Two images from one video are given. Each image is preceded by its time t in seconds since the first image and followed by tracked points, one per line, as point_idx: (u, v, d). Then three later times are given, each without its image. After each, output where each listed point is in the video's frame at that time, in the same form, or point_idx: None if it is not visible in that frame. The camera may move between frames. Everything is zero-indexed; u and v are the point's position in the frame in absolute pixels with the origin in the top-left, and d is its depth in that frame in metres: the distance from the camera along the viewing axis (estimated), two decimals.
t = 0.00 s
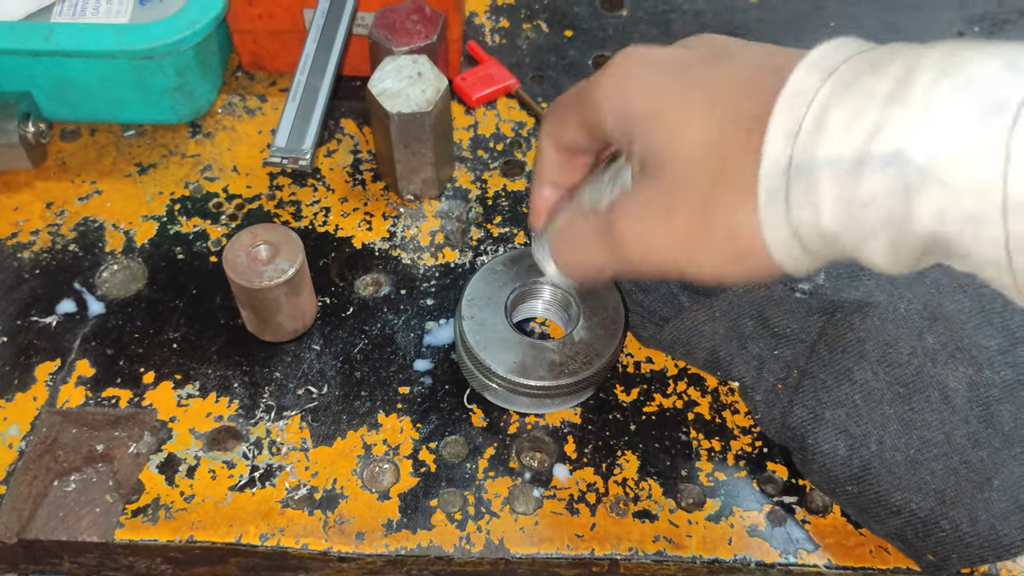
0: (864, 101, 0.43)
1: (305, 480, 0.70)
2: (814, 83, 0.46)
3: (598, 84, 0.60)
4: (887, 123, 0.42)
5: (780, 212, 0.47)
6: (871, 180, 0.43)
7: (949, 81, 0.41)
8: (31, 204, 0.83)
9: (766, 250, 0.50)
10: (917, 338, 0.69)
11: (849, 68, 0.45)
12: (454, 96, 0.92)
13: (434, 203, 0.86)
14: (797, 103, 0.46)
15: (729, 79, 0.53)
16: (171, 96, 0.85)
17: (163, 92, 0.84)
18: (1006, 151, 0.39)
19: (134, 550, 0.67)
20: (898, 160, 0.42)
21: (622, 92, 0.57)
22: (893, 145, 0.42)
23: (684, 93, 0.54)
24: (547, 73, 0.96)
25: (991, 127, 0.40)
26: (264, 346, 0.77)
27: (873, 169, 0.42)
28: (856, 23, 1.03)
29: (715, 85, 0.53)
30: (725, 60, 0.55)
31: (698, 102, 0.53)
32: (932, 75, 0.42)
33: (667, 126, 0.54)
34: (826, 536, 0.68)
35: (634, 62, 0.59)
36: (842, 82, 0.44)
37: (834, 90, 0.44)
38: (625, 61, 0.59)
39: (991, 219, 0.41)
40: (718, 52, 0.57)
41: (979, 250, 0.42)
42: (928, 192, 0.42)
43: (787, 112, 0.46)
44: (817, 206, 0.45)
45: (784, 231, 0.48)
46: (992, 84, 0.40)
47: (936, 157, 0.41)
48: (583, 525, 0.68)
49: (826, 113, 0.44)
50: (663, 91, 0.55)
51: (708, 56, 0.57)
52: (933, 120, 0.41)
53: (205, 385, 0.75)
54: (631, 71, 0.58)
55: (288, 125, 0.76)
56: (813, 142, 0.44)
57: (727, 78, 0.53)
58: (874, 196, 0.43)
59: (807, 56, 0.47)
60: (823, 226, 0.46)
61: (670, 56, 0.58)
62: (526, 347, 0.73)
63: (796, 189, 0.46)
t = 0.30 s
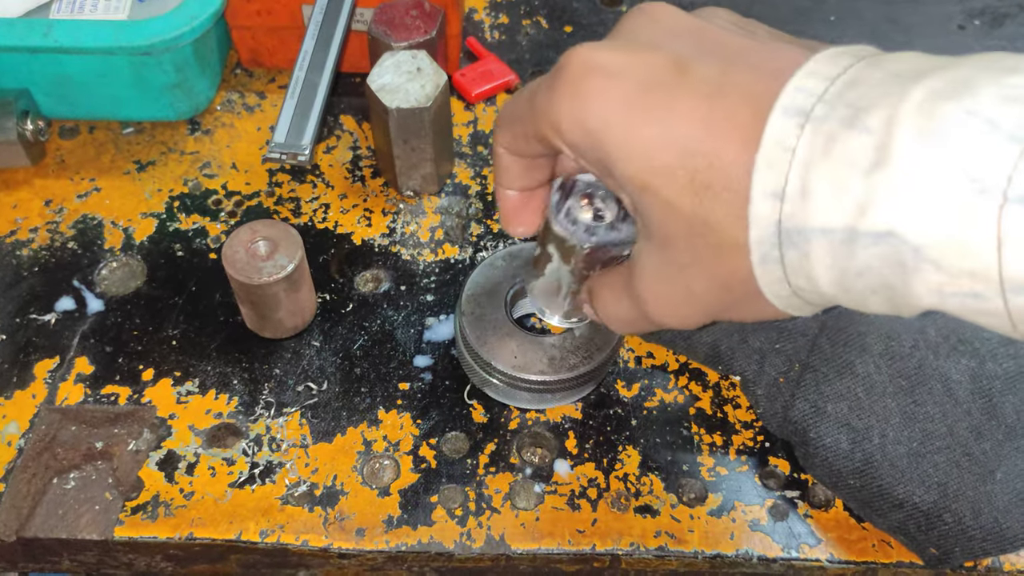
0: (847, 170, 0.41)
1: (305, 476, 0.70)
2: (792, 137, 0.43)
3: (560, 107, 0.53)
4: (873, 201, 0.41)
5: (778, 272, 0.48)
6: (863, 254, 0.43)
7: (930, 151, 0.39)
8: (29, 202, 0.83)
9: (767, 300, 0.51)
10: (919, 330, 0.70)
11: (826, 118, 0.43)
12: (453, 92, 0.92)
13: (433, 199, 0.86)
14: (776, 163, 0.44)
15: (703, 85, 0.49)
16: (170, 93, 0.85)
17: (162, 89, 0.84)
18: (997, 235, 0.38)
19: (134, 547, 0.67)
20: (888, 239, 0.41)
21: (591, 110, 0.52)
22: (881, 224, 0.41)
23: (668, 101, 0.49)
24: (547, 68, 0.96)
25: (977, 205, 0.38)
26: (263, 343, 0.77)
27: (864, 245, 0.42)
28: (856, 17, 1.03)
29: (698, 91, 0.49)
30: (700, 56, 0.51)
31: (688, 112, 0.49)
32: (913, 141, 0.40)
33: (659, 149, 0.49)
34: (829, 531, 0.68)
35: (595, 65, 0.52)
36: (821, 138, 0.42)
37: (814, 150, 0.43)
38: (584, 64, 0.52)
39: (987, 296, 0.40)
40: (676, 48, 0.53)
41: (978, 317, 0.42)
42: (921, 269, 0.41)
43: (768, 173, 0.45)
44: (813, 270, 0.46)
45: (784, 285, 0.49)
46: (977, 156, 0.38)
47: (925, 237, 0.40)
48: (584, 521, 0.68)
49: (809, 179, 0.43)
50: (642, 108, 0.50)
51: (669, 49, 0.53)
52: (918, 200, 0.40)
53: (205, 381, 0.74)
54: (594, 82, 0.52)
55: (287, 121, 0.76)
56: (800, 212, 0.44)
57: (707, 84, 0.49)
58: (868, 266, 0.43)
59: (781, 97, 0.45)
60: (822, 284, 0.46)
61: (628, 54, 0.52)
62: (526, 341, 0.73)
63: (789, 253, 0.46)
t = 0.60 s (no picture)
0: (814, 165, 0.41)
1: (315, 479, 0.70)
2: (757, 134, 0.43)
3: (525, 117, 0.54)
4: (839, 195, 0.40)
5: (751, 270, 0.47)
6: (833, 249, 0.42)
7: (894, 143, 0.38)
8: (39, 204, 0.83)
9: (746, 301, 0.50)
10: (928, 332, 0.67)
11: (791, 114, 0.42)
12: (461, 95, 0.92)
13: (442, 202, 0.86)
14: (744, 160, 0.43)
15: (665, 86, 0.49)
16: (179, 96, 0.85)
17: (171, 92, 0.84)
18: (963, 225, 0.37)
19: (144, 550, 0.67)
20: (858, 233, 0.40)
21: (554, 119, 0.53)
22: (850, 219, 0.40)
23: (626, 104, 0.50)
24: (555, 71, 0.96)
25: (942, 196, 0.37)
26: (273, 345, 0.77)
27: (833, 240, 0.41)
28: (863, 20, 1.03)
29: (657, 90, 0.49)
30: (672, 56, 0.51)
31: (647, 113, 0.49)
32: (877, 134, 0.39)
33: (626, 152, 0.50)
34: (838, 533, 0.68)
35: (554, 73, 0.53)
36: (787, 134, 0.41)
37: (780, 145, 0.42)
38: (544, 74, 0.53)
39: (958, 288, 0.39)
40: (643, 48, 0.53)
41: (951, 310, 0.41)
42: (891, 262, 0.40)
43: (736, 171, 0.44)
44: (785, 268, 0.44)
45: (758, 283, 0.47)
46: (941, 146, 0.37)
47: (893, 231, 0.39)
48: (593, 524, 0.68)
49: (776, 175, 0.42)
50: (603, 113, 0.50)
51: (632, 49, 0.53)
52: (884, 192, 0.39)
53: (214, 384, 0.74)
54: (555, 90, 0.53)
55: (296, 124, 0.76)
56: (770, 209, 0.43)
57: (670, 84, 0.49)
58: (839, 262, 0.42)
59: (747, 93, 0.44)
60: (794, 282, 0.45)
61: (588, 60, 0.53)
62: (533, 344, 0.73)
63: (761, 251, 0.45)
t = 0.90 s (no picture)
0: (820, 164, 0.40)
1: (328, 484, 0.70)
2: (763, 133, 0.42)
3: (533, 121, 0.54)
4: (845, 194, 0.40)
5: (758, 268, 0.46)
6: (840, 247, 0.41)
7: (900, 143, 0.38)
8: (50, 207, 0.83)
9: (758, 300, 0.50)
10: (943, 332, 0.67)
11: (797, 113, 0.41)
12: (473, 98, 0.92)
13: (453, 206, 0.86)
14: (750, 160, 0.43)
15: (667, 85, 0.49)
16: (191, 99, 0.85)
17: (182, 95, 0.84)
18: (969, 225, 0.37)
19: (158, 554, 0.67)
20: (865, 232, 0.40)
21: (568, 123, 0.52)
22: (857, 218, 0.40)
23: (628, 103, 0.49)
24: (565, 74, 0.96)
25: (948, 196, 0.37)
26: (285, 349, 0.77)
27: (840, 239, 0.41)
28: (875, 24, 1.03)
29: (659, 89, 0.49)
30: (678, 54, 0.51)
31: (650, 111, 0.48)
32: (882, 134, 0.38)
33: (632, 152, 0.49)
34: (853, 539, 0.68)
35: (558, 74, 0.53)
36: (793, 133, 0.41)
37: (786, 144, 0.41)
38: (550, 76, 0.53)
39: (965, 286, 0.39)
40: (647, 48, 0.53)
41: (958, 307, 0.40)
42: (898, 261, 0.40)
43: (743, 170, 0.43)
44: (792, 266, 0.44)
45: (765, 281, 0.47)
46: (946, 146, 0.37)
47: (900, 230, 0.39)
48: (607, 529, 0.68)
49: (783, 174, 0.42)
50: (607, 114, 0.50)
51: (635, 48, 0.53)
52: (890, 192, 0.38)
53: (227, 388, 0.74)
54: (561, 92, 0.52)
55: (309, 127, 0.76)
56: (776, 208, 0.42)
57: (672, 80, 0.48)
58: (847, 260, 0.42)
59: (752, 92, 0.43)
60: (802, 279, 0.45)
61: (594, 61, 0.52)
62: (546, 349, 0.73)
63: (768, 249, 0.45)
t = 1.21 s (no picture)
0: (826, 141, 0.40)
1: (331, 488, 0.70)
2: (772, 108, 0.41)
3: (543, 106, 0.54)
4: (852, 170, 0.39)
5: (762, 245, 0.45)
6: (844, 225, 0.41)
7: (908, 120, 0.37)
8: (51, 209, 0.83)
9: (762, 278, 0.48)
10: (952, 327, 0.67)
11: (806, 88, 0.40)
12: (475, 100, 0.92)
13: (455, 208, 0.85)
14: (758, 135, 0.42)
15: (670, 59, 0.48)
16: (192, 101, 0.84)
17: (184, 97, 0.84)
18: (974, 204, 0.36)
19: (159, 558, 0.67)
20: (868, 211, 0.39)
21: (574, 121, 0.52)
22: (861, 195, 0.39)
23: (634, 81, 0.49)
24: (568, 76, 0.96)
25: (954, 175, 0.37)
26: (287, 352, 0.76)
27: (844, 216, 0.40)
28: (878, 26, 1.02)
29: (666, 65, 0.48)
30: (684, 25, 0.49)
31: (656, 104, 0.47)
32: (890, 110, 0.38)
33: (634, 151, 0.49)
34: (857, 544, 0.68)
35: (568, 52, 0.52)
36: (801, 108, 0.40)
37: (795, 120, 0.41)
38: (561, 57, 0.53)
39: (966, 267, 0.38)
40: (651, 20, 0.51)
41: (959, 290, 0.40)
42: (901, 240, 0.39)
43: (750, 145, 0.42)
44: (796, 244, 0.43)
45: (769, 259, 0.46)
46: (953, 123, 0.36)
47: (906, 208, 0.38)
48: (611, 533, 0.68)
49: (790, 150, 0.41)
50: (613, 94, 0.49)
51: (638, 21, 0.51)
52: (896, 169, 0.38)
53: (229, 392, 0.74)
54: (569, 74, 0.52)
55: (312, 129, 0.75)
56: (782, 183, 0.41)
57: (677, 68, 0.47)
58: (850, 238, 0.41)
59: (762, 66, 0.42)
60: (804, 257, 0.44)
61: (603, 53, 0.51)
62: (548, 352, 0.72)
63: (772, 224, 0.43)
